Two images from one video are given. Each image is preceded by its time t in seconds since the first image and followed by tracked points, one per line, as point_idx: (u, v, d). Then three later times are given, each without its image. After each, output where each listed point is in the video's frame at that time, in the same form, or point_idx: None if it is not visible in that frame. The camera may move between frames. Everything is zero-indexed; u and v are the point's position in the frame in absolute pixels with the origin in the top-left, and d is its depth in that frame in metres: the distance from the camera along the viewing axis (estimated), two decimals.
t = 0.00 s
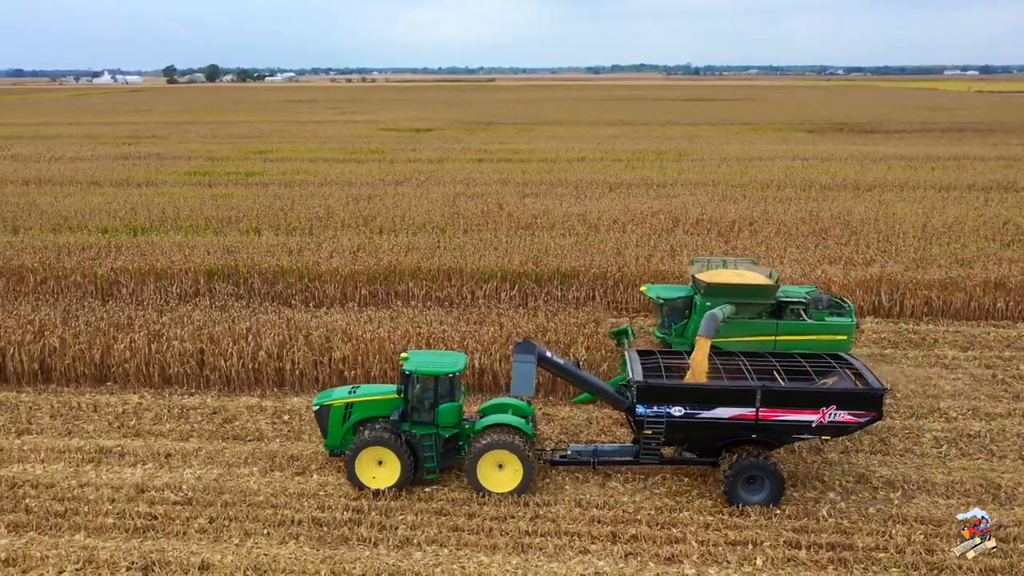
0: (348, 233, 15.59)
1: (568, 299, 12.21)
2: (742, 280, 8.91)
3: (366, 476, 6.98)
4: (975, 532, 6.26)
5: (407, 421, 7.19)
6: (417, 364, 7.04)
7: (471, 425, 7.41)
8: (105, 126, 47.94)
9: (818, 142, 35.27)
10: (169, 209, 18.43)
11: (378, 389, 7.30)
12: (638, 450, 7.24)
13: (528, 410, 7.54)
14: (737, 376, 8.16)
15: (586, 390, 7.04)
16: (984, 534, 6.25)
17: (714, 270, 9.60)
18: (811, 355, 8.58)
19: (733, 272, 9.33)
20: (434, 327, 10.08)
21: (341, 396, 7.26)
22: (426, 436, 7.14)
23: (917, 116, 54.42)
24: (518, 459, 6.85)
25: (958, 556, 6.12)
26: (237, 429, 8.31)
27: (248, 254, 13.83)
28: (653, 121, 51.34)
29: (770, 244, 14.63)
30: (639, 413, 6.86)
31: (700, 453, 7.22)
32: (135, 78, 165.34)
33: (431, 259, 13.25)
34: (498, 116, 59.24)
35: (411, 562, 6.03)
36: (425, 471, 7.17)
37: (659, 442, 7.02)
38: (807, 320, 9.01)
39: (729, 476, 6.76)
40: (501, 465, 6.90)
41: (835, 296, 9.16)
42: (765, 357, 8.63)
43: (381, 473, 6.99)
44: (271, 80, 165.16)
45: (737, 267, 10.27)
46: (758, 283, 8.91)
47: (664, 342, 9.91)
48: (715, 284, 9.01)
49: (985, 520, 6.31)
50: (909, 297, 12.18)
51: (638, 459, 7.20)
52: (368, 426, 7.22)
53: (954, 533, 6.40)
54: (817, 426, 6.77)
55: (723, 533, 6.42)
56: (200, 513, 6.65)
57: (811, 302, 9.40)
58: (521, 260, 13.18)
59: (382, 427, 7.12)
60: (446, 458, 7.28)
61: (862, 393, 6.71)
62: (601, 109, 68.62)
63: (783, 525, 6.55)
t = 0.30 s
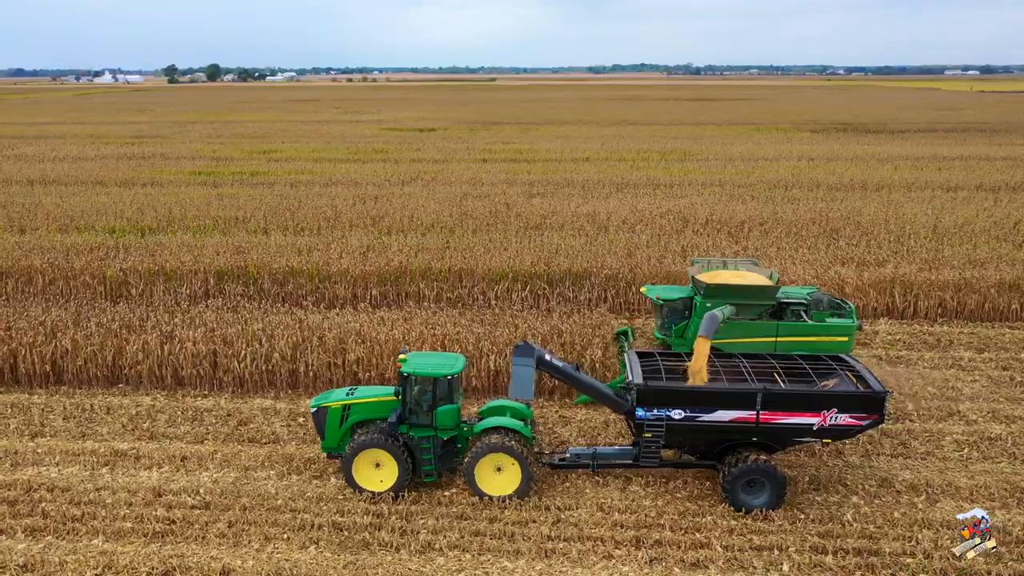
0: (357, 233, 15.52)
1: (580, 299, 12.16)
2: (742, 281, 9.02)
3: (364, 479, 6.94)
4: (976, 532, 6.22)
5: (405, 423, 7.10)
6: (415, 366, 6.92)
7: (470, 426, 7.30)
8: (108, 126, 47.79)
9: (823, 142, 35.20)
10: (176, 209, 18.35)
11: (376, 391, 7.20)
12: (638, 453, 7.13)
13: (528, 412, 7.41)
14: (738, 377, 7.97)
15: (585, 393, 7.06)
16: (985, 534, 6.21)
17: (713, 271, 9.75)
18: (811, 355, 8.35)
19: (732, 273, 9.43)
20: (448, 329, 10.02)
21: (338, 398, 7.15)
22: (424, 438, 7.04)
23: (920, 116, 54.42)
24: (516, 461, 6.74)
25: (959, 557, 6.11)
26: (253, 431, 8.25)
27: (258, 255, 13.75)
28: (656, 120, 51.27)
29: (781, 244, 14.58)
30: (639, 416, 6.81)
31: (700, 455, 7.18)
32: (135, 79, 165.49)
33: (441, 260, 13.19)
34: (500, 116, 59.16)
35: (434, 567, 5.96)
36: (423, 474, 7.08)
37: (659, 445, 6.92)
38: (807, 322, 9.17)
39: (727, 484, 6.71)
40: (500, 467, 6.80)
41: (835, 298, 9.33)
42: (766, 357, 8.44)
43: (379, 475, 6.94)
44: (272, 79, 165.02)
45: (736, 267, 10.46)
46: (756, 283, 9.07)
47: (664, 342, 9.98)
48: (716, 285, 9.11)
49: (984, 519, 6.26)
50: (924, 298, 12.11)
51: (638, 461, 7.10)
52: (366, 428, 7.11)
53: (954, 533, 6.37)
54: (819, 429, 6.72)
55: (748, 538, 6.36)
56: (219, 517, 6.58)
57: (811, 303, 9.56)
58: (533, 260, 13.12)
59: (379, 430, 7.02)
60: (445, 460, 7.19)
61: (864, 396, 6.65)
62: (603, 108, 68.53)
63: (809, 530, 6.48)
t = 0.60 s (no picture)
0: (365, 235, 15.39)
1: (592, 302, 12.05)
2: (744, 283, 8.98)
3: (361, 484, 6.81)
4: (976, 532, 6.25)
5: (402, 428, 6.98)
6: (412, 371, 6.80)
7: (467, 431, 7.20)
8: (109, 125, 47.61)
9: (828, 142, 35.08)
10: (182, 210, 18.22)
11: (373, 395, 7.10)
12: (638, 459, 6.99)
13: (526, 417, 7.31)
14: (738, 382, 7.89)
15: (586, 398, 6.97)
16: (985, 534, 6.24)
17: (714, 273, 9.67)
18: (813, 360, 8.26)
19: (732, 276, 9.39)
20: (462, 332, 9.92)
21: (334, 402, 7.05)
22: (421, 444, 6.95)
23: (924, 116, 54.34)
24: (515, 468, 6.64)
25: (959, 556, 6.13)
26: (267, 436, 8.14)
27: (266, 256, 13.62)
28: (659, 121, 51.17)
29: (792, 246, 14.47)
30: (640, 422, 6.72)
31: (702, 461, 7.09)
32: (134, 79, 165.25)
33: (451, 261, 13.07)
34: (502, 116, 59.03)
35: None
36: (420, 480, 6.98)
37: (660, 451, 6.80)
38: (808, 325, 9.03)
39: (727, 494, 6.61)
40: (498, 473, 6.70)
41: (836, 301, 9.29)
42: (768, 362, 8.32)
43: (375, 481, 6.83)
44: (272, 80, 164.93)
45: (737, 269, 10.55)
46: (757, 286, 9.01)
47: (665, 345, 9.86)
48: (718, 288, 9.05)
49: (985, 519, 6.31)
50: (940, 300, 12.00)
51: (638, 467, 6.94)
52: (363, 433, 7.01)
53: (954, 533, 6.40)
54: (822, 435, 6.63)
55: (775, 546, 6.25)
56: (236, 524, 6.47)
57: (814, 306, 9.51)
58: (545, 261, 13.02)
59: (376, 435, 6.92)
60: (442, 465, 7.10)
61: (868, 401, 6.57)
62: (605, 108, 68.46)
63: (837, 538, 6.38)
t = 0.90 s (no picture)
0: (373, 236, 15.25)
1: (604, 304, 11.91)
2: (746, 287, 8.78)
3: (356, 492, 6.69)
4: (976, 532, 6.27)
5: (398, 435, 6.87)
6: (408, 377, 6.70)
7: (464, 438, 7.10)
8: (111, 125, 47.47)
9: (834, 143, 34.93)
10: (187, 211, 18.07)
11: (368, 402, 6.99)
12: (638, 465, 6.90)
13: (525, 423, 7.11)
14: (742, 388, 7.76)
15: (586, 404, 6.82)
16: (985, 534, 6.25)
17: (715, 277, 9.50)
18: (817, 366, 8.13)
19: (733, 281, 9.17)
20: (476, 336, 9.77)
21: (328, 409, 6.97)
22: (417, 451, 6.83)
23: (927, 116, 54.20)
24: (513, 474, 6.51)
25: (958, 556, 6.14)
26: (280, 443, 8.01)
27: (274, 258, 13.49)
28: (663, 121, 51.03)
29: (805, 248, 14.31)
30: (640, 428, 6.57)
31: (703, 468, 6.95)
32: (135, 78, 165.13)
33: (461, 263, 12.91)
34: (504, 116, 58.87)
35: None
36: (416, 488, 6.87)
37: (660, 458, 6.68)
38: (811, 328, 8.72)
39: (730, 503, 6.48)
40: (496, 481, 6.57)
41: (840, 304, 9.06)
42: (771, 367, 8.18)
43: (371, 489, 6.68)
44: (273, 79, 164.69)
45: (738, 272, 10.30)
46: (757, 290, 8.80)
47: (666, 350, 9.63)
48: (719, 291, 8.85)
49: (984, 519, 6.33)
50: (957, 303, 11.84)
51: (639, 474, 6.85)
52: (358, 440, 6.92)
53: (955, 534, 6.41)
54: (826, 442, 6.48)
55: (804, 558, 6.10)
56: (252, 534, 6.34)
57: (816, 310, 9.27)
58: (557, 263, 12.89)
59: (371, 442, 6.81)
60: (439, 472, 7.01)
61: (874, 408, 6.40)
62: (607, 108, 68.33)
63: (867, 549, 6.24)
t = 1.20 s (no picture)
0: (380, 239, 15.09)
1: (616, 308, 11.76)
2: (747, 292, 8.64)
3: (350, 502, 6.57)
4: (976, 532, 6.30)
5: (393, 443, 6.72)
6: (403, 385, 6.53)
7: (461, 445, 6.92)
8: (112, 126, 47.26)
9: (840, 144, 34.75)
10: (193, 213, 17.89)
11: (363, 409, 6.82)
12: (638, 475, 6.75)
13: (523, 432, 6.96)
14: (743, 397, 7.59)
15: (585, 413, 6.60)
16: (984, 534, 6.29)
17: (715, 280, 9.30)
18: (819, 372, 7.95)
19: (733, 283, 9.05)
20: (488, 341, 9.61)
21: (322, 416, 6.79)
22: (413, 459, 6.68)
23: (931, 116, 54.02)
24: (509, 484, 6.35)
25: (957, 555, 6.18)
26: (293, 451, 7.86)
27: (282, 261, 13.32)
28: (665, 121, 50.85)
29: (817, 251, 14.16)
30: (641, 437, 6.42)
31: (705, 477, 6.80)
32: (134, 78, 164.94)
33: (471, 266, 12.75)
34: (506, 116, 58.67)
35: None
36: (412, 497, 6.71)
37: (661, 467, 6.54)
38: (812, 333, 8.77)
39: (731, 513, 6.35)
40: (493, 491, 6.42)
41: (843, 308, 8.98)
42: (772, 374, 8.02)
43: (365, 499, 6.57)
44: (273, 79, 164.62)
45: (739, 276, 10.14)
46: (759, 295, 8.66)
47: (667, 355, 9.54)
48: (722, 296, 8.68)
49: (984, 519, 6.36)
50: (974, 307, 11.68)
51: (639, 484, 6.71)
52: (352, 448, 6.75)
53: (954, 533, 6.44)
54: (831, 451, 6.34)
55: (835, 572, 5.96)
56: (268, 547, 6.20)
57: (819, 314, 9.22)
58: (568, 266, 12.75)
59: (365, 451, 6.66)
60: (435, 481, 6.82)
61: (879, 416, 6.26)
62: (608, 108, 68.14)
63: (898, 561, 6.10)
